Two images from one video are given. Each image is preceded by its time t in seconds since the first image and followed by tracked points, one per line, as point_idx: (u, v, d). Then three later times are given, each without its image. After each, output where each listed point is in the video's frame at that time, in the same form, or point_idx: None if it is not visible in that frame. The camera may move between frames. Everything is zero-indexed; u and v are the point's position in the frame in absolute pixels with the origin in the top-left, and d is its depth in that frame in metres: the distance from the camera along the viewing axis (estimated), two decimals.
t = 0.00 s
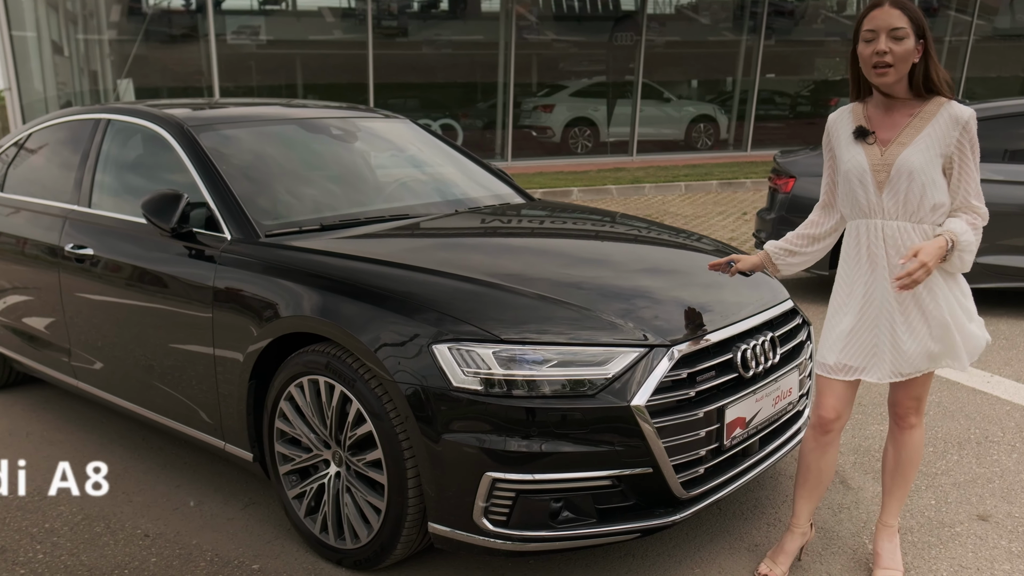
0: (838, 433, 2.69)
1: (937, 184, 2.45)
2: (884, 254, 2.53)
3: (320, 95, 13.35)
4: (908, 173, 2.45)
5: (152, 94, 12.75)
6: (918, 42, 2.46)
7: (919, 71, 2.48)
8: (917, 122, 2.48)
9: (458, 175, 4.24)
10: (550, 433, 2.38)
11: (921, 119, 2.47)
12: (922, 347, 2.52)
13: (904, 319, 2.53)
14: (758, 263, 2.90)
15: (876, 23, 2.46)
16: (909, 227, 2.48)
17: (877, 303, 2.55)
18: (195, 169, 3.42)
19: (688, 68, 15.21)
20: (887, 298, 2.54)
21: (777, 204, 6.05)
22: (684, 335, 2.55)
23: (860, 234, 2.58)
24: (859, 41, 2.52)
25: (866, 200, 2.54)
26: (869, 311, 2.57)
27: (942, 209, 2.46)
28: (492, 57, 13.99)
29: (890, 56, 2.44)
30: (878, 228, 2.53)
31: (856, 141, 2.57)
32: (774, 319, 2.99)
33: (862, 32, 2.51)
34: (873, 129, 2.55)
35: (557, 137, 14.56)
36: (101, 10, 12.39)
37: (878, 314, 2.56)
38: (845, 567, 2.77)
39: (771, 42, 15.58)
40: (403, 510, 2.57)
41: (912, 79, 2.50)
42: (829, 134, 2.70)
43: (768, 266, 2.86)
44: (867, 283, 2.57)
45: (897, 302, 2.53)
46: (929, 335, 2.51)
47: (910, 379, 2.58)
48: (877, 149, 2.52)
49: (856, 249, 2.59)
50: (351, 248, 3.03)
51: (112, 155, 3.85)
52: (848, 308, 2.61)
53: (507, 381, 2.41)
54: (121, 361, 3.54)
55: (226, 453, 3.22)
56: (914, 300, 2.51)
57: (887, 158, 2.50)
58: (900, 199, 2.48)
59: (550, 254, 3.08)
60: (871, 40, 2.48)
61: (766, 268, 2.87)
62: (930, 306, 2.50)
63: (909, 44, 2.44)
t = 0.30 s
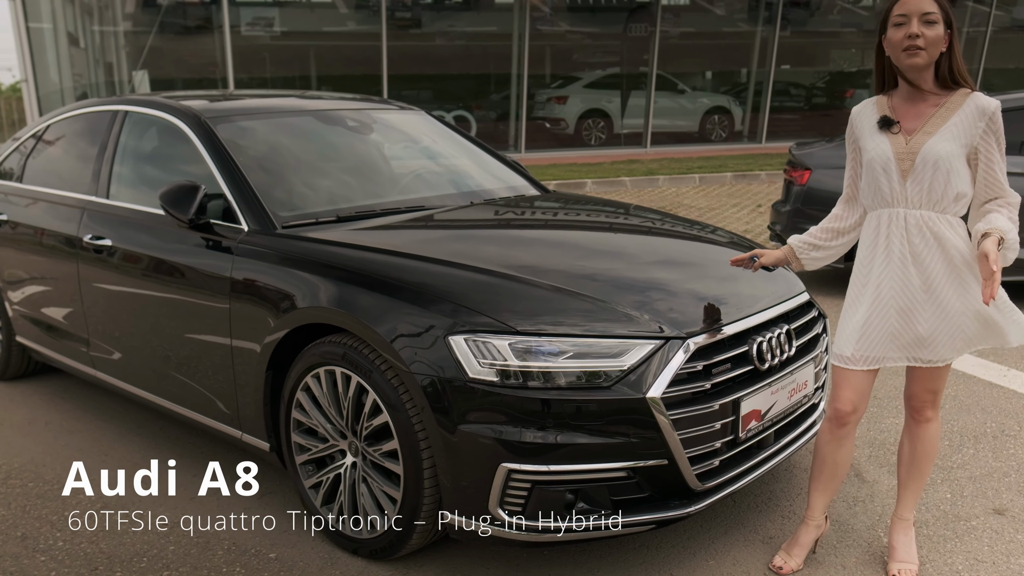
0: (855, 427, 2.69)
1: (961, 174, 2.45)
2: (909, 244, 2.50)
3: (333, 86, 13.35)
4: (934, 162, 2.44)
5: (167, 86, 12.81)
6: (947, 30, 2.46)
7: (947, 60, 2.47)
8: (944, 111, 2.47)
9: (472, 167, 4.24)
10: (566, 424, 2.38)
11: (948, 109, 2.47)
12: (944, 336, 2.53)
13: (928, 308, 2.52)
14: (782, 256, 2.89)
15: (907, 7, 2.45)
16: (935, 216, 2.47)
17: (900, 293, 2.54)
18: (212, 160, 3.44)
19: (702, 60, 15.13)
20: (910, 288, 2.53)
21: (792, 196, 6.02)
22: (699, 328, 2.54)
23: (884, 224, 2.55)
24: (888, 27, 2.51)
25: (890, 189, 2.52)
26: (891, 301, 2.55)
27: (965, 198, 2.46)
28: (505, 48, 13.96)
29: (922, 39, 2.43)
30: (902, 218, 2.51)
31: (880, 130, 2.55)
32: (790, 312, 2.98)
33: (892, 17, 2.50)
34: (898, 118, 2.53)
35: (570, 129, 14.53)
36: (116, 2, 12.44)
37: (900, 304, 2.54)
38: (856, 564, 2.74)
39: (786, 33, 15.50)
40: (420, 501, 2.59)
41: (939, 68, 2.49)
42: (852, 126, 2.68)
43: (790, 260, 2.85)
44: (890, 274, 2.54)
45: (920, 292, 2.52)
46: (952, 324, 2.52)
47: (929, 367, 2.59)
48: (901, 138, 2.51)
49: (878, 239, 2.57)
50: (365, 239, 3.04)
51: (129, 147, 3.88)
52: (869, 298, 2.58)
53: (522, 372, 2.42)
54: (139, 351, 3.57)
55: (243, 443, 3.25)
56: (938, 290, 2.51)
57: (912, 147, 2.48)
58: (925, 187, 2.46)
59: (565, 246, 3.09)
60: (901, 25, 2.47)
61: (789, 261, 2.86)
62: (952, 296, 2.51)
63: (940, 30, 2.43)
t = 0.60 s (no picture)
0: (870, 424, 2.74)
1: (982, 170, 2.44)
2: (928, 241, 2.49)
3: (347, 80, 13.36)
4: (956, 158, 2.42)
5: (181, 80, 12.86)
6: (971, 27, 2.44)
7: (971, 58, 2.46)
8: (967, 108, 2.45)
9: (486, 161, 4.25)
10: (579, 419, 2.39)
11: (972, 106, 2.45)
12: (961, 332, 2.54)
13: (946, 305, 2.53)
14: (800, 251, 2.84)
15: (931, 4, 2.44)
16: (955, 212, 2.46)
17: (918, 289, 2.54)
18: (227, 154, 3.46)
19: (716, 53, 15.06)
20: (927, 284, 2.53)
21: (806, 190, 6.00)
22: (711, 324, 2.54)
23: (902, 220, 2.54)
24: (912, 24, 2.50)
25: (910, 184, 2.51)
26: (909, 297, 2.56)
27: (984, 195, 2.46)
28: (518, 42, 13.93)
29: (946, 35, 2.41)
30: (921, 214, 2.50)
31: (902, 126, 2.54)
32: (804, 308, 2.97)
33: (916, 14, 2.49)
34: (920, 114, 2.52)
35: (583, 122, 14.50)
36: None
37: (919, 300, 2.55)
38: (870, 560, 2.75)
39: (801, 26, 15.40)
40: (433, 494, 2.61)
41: (962, 66, 2.47)
42: (872, 122, 2.66)
43: (807, 256, 2.82)
44: (908, 270, 2.54)
45: (938, 289, 2.52)
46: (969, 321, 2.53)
47: (946, 363, 2.62)
48: (924, 133, 2.49)
49: (897, 236, 2.56)
50: (379, 234, 3.05)
51: (145, 141, 3.90)
52: (888, 294, 2.58)
53: (536, 366, 2.43)
54: (155, 344, 3.60)
55: (257, 435, 3.27)
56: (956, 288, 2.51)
57: (934, 142, 2.47)
58: (946, 183, 2.45)
59: (578, 241, 3.09)
60: (925, 22, 2.46)
61: (806, 257, 2.82)
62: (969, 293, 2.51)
63: (964, 26, 2.42)
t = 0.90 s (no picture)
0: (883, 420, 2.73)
1: (1002, 167, 2.41)
2: (943, 236, 2.49)
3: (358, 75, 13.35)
4: (975, 153, 2.40)
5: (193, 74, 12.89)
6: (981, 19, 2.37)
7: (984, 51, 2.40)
8: (989, 104, 2.43)
9: (498, 156, 4.24)
10: (591, 414, 2.39)
11: (993, 103, 2.42)
12: (974, 329, 2.53)
13: (960, 301, 2.52)
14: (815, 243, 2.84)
15: None
16: (971, 208, 2.44)
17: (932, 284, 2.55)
18: (239, 149, 3.47)
19: (728, 48, 14.99)
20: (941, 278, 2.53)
21: (818, 185, 5.96)
22: (724, 320, 2.52)
23: (918, 214, 2.53)
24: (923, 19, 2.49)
25: (928, 178, 2.50)
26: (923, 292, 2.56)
27: (1004, 193, 2.43)
28: (530, 36, 13.90)
29: (941, 32, 2.40)
30: (937, 208, 2.49)
31: (923, 119, 2.52)
32: (817, 304, 2.96)
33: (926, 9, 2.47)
34: (942, 109, 2.50)
35: (595, 117, 14.46)
36: None
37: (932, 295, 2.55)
38: (883, 559, 2.76)
39: (813, 21, 15.32)
40: (444, 489, 2.61)
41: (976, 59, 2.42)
42: (895, 115, 2.65)
43: (821, 249, 2.82)
44: (922, 264, 2.54)
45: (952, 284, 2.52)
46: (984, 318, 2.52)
47: (960, 360, 2.61)
48: (944, 128, 2.47)
49: (912, 230, 2.55)
50: (392, 228, 3.06)
51: (158, 136, 3.91)
52: (902, 288, 2.58)
53: (548, 361, 2.42)
54: (167, 338, 3.62)
55: (270, 429, 3.28)
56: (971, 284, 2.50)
57: (955, 137, 2.45)
58: (963, 178, 2.43)
59: (591, 235, 3.08)
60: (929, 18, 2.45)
61: (819, 250, 2.82)
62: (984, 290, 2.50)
63: (965, 20, 2.36)
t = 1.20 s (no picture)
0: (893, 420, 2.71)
1: (1016, 163, 2.36)
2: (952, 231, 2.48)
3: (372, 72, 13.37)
4: (986, 149, 2.37)
5: (207, 71, 12.93)
6: (983, 16, 2.34)
7: (993, 48, 2.36)
8: (1004, 100, 2.38)
9: (511, 153, 4.23)
10: (604, 412, 2.38)
11: (1009, 99, 2.37)
12: (984, 327, 2.51)
13: (970, 298, 2.51)
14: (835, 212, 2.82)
15: None
16: (983, 204, 2.42)
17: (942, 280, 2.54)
18: (254, 146, 3.48)
19: (743, 44, 14.91)
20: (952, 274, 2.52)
21: (834, 182, 5.91)
22: (737, 318, 2.50)
23: (930, 210, 2.53)
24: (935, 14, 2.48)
25: (941, 175, 2.49)
26: (933, 288, 2.55)
27: (1020, 190, 2.37)
28: (544, 33, 13.86)
29: (940, 32, 2.41)
30: (949, 204, 2.48)
31: (939, 116, 2.50)
32: (833, 302, 2.93)
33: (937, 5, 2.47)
34: (960, 105, 2.46)
35: (608, 114, 14.43)
36: None
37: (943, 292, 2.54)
38: (898, 559, 2.74)
39: (829, 17, 15.23)
40: (457, 486, 2.61)
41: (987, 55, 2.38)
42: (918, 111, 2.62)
43: (838, 216, 2.80)
44: (933, 260, 2.53)
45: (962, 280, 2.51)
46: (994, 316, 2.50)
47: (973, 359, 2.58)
48: (959, 124, 2.45)
49: (923, 226, 2.55)
50: (405, 225, 3.05)
51: (173, 134, 3.92)
52: (912, 284, 2.58)
53: (561, 359, 2.41)
54: (181, 334, 3.63)
55: (283, 426, 3.29)
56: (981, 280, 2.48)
57: (967, 133, 2.42)
58: (975, 174, 2.41)
59: (605, 233, 3.07)
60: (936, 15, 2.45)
61: (836, 217, 2.80)
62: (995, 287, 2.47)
63: (964, 19, 2.35)
